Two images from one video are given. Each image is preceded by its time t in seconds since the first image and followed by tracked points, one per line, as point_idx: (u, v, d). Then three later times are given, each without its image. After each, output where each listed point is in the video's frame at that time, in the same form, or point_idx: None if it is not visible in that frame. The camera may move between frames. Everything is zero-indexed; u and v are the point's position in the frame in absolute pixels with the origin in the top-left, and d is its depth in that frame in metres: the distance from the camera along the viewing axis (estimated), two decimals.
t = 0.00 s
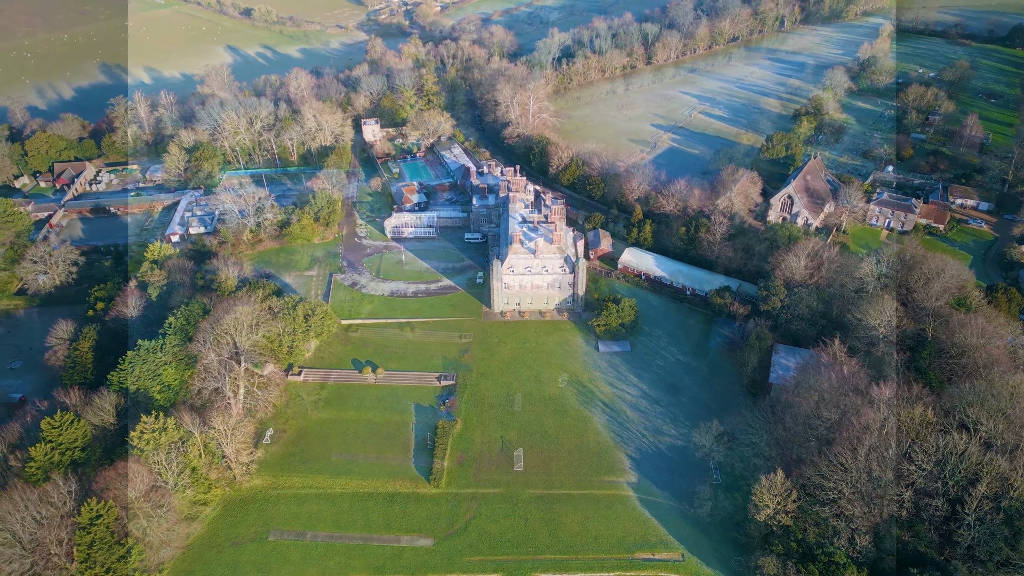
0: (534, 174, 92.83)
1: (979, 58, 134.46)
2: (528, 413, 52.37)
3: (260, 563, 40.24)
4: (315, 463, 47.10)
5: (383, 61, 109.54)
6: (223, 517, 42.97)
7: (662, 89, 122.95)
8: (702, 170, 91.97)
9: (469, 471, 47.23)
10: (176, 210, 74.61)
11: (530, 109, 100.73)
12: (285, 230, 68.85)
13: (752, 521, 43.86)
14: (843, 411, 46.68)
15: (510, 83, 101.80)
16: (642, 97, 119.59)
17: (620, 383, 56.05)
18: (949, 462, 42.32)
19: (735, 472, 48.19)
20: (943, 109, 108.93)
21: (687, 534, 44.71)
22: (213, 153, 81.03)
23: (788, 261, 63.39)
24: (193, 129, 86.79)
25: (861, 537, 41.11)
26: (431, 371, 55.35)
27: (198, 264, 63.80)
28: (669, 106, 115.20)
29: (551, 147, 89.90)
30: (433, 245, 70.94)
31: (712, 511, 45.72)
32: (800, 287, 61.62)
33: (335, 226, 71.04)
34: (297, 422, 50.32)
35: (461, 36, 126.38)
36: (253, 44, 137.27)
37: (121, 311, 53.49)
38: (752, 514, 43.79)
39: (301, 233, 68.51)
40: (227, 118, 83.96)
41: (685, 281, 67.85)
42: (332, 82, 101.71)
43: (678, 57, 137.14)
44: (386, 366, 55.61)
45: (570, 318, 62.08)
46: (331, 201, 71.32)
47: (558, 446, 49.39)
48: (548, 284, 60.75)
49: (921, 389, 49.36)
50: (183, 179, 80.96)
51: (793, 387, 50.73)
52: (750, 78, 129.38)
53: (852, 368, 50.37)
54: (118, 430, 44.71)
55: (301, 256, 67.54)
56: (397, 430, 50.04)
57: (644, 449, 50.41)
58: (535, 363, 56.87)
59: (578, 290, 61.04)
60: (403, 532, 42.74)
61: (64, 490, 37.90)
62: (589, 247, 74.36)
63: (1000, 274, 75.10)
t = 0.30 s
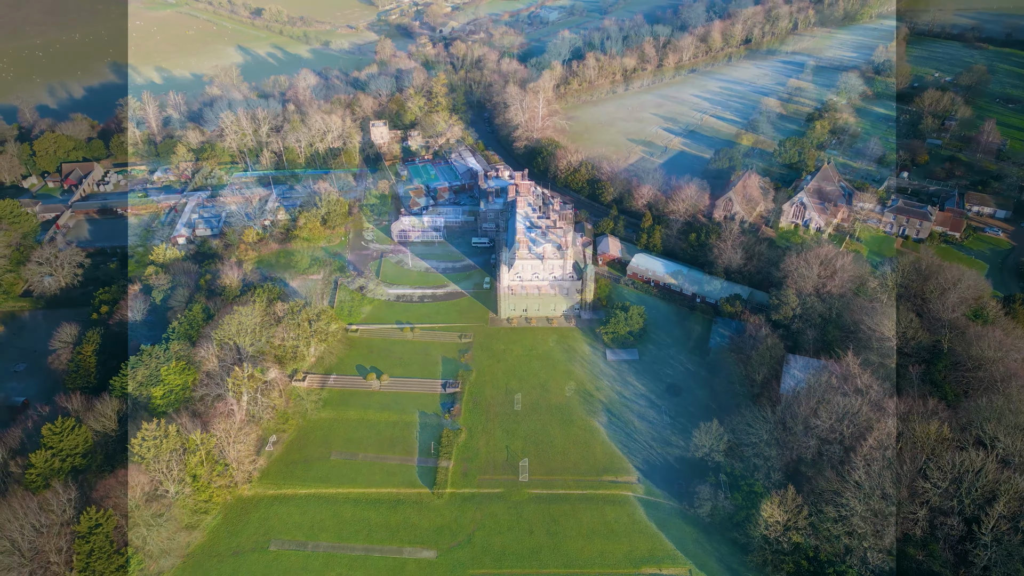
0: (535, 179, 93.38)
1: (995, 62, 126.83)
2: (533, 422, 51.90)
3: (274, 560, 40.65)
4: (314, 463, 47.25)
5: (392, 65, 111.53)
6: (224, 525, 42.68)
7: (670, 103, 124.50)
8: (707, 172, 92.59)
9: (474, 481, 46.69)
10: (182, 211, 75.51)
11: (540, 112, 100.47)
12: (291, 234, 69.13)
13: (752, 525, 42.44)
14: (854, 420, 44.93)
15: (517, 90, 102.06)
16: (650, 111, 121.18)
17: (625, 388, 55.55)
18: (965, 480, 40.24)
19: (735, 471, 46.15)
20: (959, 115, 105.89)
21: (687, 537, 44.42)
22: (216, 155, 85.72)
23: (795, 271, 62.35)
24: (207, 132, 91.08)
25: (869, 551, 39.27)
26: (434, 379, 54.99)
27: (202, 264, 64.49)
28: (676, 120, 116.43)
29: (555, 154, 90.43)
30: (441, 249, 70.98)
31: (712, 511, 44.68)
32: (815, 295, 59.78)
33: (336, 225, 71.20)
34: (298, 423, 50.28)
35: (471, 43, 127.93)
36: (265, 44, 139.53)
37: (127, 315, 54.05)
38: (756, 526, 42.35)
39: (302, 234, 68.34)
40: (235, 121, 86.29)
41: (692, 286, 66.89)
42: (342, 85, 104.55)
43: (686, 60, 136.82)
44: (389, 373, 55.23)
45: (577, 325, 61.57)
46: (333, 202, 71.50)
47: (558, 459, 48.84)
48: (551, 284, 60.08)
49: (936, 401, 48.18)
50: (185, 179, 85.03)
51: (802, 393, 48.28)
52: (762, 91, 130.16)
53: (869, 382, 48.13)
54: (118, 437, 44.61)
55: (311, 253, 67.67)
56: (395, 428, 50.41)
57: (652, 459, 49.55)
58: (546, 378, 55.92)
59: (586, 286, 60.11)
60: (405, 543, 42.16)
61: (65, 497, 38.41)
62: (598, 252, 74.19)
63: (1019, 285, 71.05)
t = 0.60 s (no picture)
0: (536, 177, 108.13)
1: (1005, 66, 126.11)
2: (525, 366, 69.54)
3: (326, 557, 50.78)
4: (313, 460, 59.34)
5: (423, 84, 133.93)
6: (298, 441, 61.30)
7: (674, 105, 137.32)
8: (700, 171, 105.13)
9: (481, 409, 64.48)
10: (268, 201, 100.63)
11: (538, 122, 116.45)
12: (349, 219, 93.71)
13: (752, 524, 47.63)
14: (854, 420, 49.78)
15: (520, 102, 118.79)
16: (654, 113, 134.14)
17: (598, 346, 71.81)
18: (976, 497, 43.76)
19: (735, 471, 51.62)
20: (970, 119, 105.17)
21: (687, 536, 51.37)
22: (297, 156, 110.81)
23: (784, 259, 71.49)
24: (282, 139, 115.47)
25: (873, 557, 43.60)
26: (454, 331, 74.55)
27: (286, 243, 87.80)
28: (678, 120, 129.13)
29: (550, 155, 105.42)
30: (460, 232, 93.31)
31: (712, 510, 50.58)
32: (738, 275, 73.37)
33: (335, 224, 91.82)
34: (298, 422, 62.50)
35: (486, 65, 146.04)
36: (330, 65, 167.66)
37: (225, 281, 72.85)
38: (695, 449, 54.51)
39: (303, 233, 88.70)
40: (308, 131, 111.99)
41: (655, 268, 79.53)
42: (387, 100, 129.13)
43: (686, 62, 150.20)
44: (420, 327, 75.40)
45: (558, 291, 74.21)
46: (333, 205, 91.98)
47: (558, 461, 58.59)
48: (550, 283, 74.38)
49: (826, 361, 58.76)
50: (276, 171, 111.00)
51: (728, 346, 66.34)
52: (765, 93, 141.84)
53: (773, 341, 61.00)
54: (114, 445, 55.63)
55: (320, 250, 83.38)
56: (396, 428, 62.62)
57: (614, 395, 65.28)
58: (546, 380, 67.74)
59: (568, 271, 73.87)
60: (403, 555, 50.89)
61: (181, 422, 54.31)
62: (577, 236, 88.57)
63: None
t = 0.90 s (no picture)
0: (536, 177, 108.08)
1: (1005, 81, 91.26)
2: (526, 365, 68.76)
3: (324, 557, 49.29)
4: (314, 459, 57.76)
5: (423, 86, 134.42)
6: (297, 438, 59.95)
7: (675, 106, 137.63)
8: (700, 171, 105.32)
9: (481, 409, 63.39)
10: (269, 201, 102.39)
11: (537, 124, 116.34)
12: (348, 219, 92.57)
13: (752, 525, 47.80)
14: (854, 420, 50.13)
15: (520, 103, 118.34)
16: (654, 113, 134.50)
17: (597, 344, 71.26)
18: (986, 513, 42.71)
19: (735, 471, 51.79)
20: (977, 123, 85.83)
21: (687, 536, 51.00)
22: (297, 156, 109.36)
23: (784, 260, 71.36)
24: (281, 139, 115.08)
25: (873, 557, 43.83)
26: (454, 331, 73.50)
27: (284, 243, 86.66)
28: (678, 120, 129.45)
29: (550, 156, 105.52)
30: (459, 232, 93.32)
31: (712, 511, 50.62)
32: (737, 275, 72.88)
33: (335, 225, 91.80)
34: (298, 422, 60.88)
35: (486, 65, 146.76)
36: (332, 69, 169.40)
37: (226, 282, 72.68)
38: (694, 450, 54.87)
39: (303, 233, 89.45)
40: (310, 132, 111.59)
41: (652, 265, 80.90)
42: (387, 100, 128.97)
43: (686, 63, 150.82)
44: (420, 327, 74.15)
45: (559, 291, 77.14)
46: (333, 206, 91.68)
47: (558, 461, 57.88)
48: (550, 284, 77.32)
49: (825, 356, 58.59)
50: (276, 171, 110.12)
51: (728, 348, 65.52)
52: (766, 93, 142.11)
53: (773, 342, 61.41)
54: (109, 453, 52.39)
55: (320, 250, 82.45)
56: (395, 427, 61.29)
57: (613, 395, 64.91)
58: (545, 378, 67.05)
59: (567, 272, 76.35)
60: (400, 553, 49.75)
61: (179, 421, 51.81)
62: (577, 236, 88.97)
63: None
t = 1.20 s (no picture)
0: (536, 177, 111.09)
1: None
2: (526, 365, 69.66)
3: (323, 558, 49.56)
4: (314, 460, 58.19)
5: (424, 86, 138.13)
6: (298, 439, 60.39)
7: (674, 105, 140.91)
8: (700, 171, 107.91)
9: (481, 408, 64.10)
10: (269, 201, 103.44)
11: (536, 126, 119.56)
12: (349, 219, 95.32)
13: (752, 525, 48.06)
14: (853, 420, 50.94)
15: (520, 103, 121.44)
16: (654, 113, 137.59)
17: (597, 345, 72.62)
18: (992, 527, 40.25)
19: (735, 471, 51.71)
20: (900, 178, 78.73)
21: (686, 536, 51.12)
22: (296, 158, 108.76)
23: (784, 259, 73.66)
24: (281, 139, 117.14)
25: (873, 557, 43.43)
26: (454, 331, 74.78)
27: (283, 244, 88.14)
28: (678, 120, 132.51)
29: (549, 156, 108.34)
30: (459, 231, 95.78)
31: (712, 511, 50.78)
32: (738, 274, 74.67)
33: (335, 225, 94.98)
34: (298, 423, 61.47)
35: (486, 65, 150.52)
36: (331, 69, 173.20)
37: (225, 282, 72.44)
38: (694, 450, 54.96)
39: (303, 233, 92.04)
40: (308, 131, 113.83)
41: (650, 264, 83.69)
42: (386, 101, 132.34)
43: (686, 63, 154.52)
44: (420, 327, 75.48)
45: (559, 291, 81.25)
46: (333, 206, 94.57)
47: (558, 461, 58.16)
48: (550, 284, 81.37)
49: (826, 357, 60.18)
50: (274, 174, 110.45)
51: (728, 348, 66.34)
52: (766, 92, 145.69)
53: (772, 342, 62.11)
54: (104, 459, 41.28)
55: (320, 251, 83.33)
56: (396, 427, 61.94)
57: (613, 395, 65.59)
58: (545, 379, 67.76)
59: (567, 272, 79.80)
60: (401, 552, 50.02)
61: (178, 422, 51.68)
62: (576, 237, 91.51)
63: None
